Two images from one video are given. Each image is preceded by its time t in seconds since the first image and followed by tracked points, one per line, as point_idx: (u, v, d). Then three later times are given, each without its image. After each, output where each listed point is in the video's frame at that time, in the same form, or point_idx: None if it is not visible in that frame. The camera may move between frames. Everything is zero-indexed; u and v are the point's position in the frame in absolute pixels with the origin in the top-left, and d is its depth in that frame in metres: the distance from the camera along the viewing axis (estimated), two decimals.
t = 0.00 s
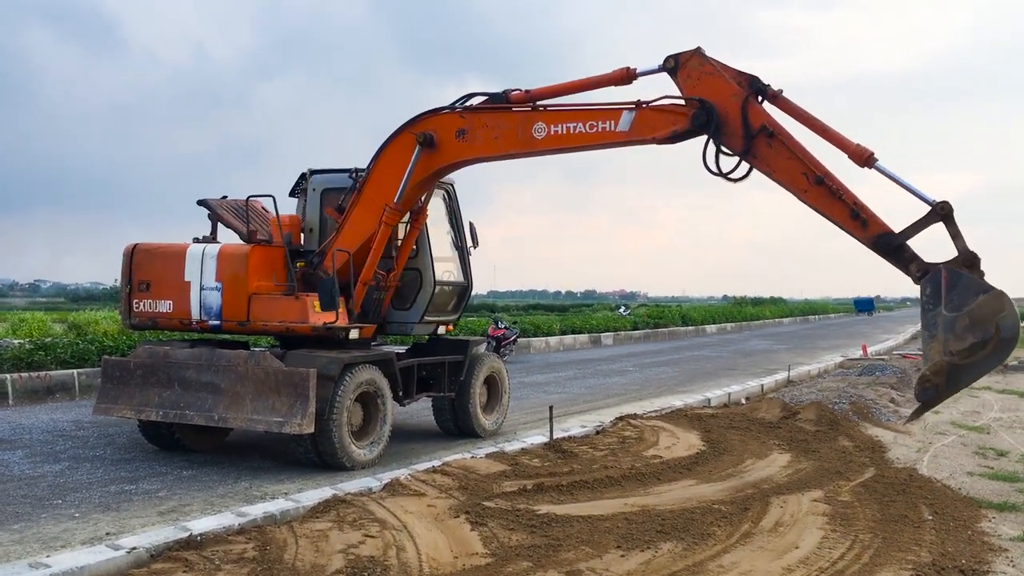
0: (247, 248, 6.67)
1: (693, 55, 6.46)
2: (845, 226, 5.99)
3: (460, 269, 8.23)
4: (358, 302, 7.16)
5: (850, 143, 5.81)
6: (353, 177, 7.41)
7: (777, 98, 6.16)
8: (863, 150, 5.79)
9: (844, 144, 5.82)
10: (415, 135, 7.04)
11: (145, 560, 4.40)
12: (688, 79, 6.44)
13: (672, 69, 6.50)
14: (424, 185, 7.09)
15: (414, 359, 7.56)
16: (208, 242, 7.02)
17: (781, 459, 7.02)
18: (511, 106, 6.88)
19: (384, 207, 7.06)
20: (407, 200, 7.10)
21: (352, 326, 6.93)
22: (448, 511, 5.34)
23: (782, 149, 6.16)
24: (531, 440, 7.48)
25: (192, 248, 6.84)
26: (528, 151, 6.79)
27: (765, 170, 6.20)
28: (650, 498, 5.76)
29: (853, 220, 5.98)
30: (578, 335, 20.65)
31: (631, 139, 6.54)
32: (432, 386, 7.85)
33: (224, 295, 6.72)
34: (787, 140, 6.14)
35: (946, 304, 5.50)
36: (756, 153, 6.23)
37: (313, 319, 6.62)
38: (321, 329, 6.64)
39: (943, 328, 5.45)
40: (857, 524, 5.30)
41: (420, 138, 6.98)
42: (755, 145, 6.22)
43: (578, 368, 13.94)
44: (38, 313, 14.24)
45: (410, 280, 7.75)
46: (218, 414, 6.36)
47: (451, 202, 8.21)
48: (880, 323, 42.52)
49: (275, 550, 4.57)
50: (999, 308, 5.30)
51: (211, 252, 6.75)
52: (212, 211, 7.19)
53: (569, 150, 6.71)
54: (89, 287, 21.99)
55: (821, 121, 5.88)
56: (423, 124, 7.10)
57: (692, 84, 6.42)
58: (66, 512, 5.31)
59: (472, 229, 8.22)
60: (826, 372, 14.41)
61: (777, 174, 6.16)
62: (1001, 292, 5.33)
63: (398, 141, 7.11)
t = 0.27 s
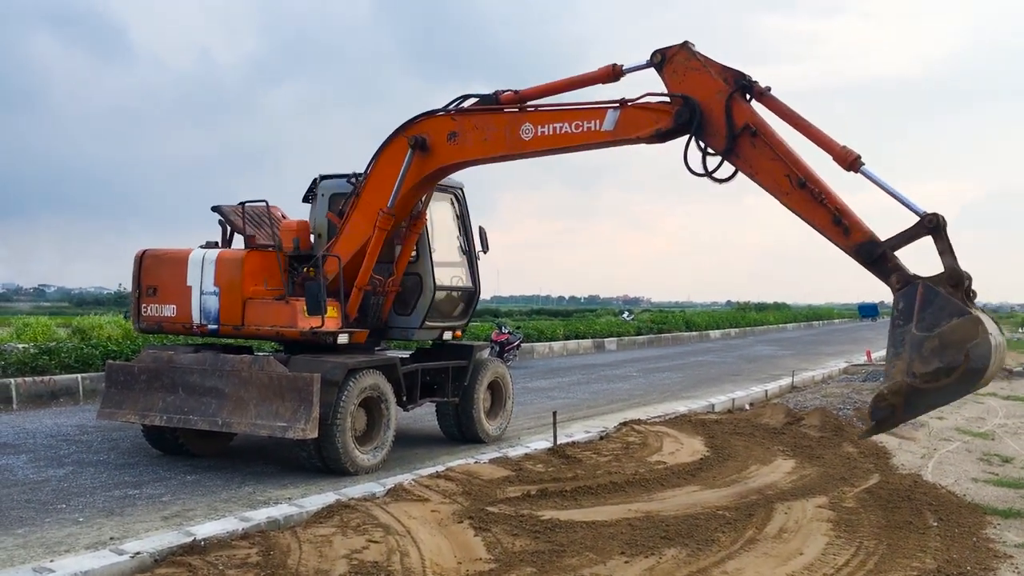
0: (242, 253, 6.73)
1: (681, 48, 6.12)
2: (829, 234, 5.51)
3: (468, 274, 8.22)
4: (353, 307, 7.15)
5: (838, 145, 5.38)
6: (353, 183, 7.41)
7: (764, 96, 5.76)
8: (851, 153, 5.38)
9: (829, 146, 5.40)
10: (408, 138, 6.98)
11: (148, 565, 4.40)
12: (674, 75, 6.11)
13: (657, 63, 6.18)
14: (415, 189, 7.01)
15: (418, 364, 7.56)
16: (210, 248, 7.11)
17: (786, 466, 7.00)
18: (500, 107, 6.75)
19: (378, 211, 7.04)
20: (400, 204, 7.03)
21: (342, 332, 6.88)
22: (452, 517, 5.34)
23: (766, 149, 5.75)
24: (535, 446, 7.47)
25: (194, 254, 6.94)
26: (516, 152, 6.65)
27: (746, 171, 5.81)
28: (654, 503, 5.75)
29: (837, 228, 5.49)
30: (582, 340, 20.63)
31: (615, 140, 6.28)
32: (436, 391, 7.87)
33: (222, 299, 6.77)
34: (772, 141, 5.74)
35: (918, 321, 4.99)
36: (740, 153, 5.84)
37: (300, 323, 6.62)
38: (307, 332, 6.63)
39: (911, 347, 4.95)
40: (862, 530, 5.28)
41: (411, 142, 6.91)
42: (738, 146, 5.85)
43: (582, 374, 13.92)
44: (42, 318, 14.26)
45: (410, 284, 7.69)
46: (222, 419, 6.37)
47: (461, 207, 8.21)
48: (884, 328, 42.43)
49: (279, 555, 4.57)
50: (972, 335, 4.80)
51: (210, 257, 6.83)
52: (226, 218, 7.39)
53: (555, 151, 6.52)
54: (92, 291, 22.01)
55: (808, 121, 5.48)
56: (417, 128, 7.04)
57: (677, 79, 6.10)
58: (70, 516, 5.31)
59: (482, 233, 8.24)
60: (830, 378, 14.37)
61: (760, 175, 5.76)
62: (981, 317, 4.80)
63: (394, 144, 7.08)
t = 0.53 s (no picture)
0: (239, 256, 6.74)
1: (666, 39, 6.01)
2: (799, 238, 5.39)
3: (473, 276, 8.22)
4: (349, 310, 7.13)
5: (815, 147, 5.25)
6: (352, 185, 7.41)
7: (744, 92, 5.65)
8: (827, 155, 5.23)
9: (806, 149, 5.27)
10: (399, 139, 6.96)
11: (152, 567, 4.40)
12: (656, 67, 6.02)
13: (642, 54, 6.09)
14: (407, 190, 6.97)
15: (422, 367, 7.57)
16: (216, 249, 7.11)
17: (790, 469, 6.99)
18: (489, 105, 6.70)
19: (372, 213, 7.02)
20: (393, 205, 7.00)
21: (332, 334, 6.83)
22: (456, 520, 5.33)
23: (741, 147, 5.64)
24: (539, 449, 7.47)
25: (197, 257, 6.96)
26: (500, 151, 6.60)
27: (721, 170, 5.71)
28: (658, 507, 5.74)
29: (807, 233, 5.36)
30: (585, 343, 20.62)
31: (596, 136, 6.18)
32: (439, 394, 7.85)
33: (222, 302, 6.79)
34: (749, 139, 5.62)
35: (873, 340, 4.87)
36: (716, 151, 5.73)
37: (291, 325, 6.61)
38: (296, 334, 6.60)
39: (862, 366, 4.86)
40: (867, 534, 5.27)
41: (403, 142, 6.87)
42: (714, 143, 5.74)
43: (585, 377, 13.91)
44: (46, 321, 14.29)
45: (410, 287, 7.65)
46: (225, 422, 6.37)
47: (467, 209, 8.22)
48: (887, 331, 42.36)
49: (283, 558, 4.57)
50: (924, 362, 4.68)
51: (210, 260, 6.84)
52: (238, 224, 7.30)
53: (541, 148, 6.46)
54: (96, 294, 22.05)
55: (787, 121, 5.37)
56: (410, 129, 7.01)
57: (659, 73, 6.00)
58: (74, 519, 5.32)
59: (488, 235, 8.23)
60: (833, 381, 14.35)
61: (734, 174, 5.65)
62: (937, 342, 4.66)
63: (387, 145, 7.06)
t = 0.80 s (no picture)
0: (239, 256, 6.76)
1: (651, 30, 5.92)
2: (763, 248, 5.40)
3: (478, 276, 8.21)
4: (347, 310, 7.17)
5: (788, 154, 5.21)
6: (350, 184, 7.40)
7: (723, 92, 5.58)
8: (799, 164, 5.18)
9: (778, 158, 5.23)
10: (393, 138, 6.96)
11: (157, 567, 4.41)
12: (641, 59, 5.94)
13: (628, 44, 6.01)
14: (401, 190, 6.96)
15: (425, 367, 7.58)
16: (223, 250, 7.14)
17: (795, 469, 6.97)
18: (479, 103, 6.69)
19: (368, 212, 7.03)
20: (388, 204, 7.00)
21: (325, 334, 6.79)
22: (460, 519, 5.33)
23: (714, 150, 5.62)
24: (543, 449, 7.47)
25: (203, 256, 6.98)
26: (489, 149, 6.58)
27: (693, 171, 5.70)
28: (661, 506, 5.74)
29: (771, 243, 5.36)
30: (589, 343, 20.61)
31: (579, 132, 6.17)
32: (443, 394, 7.83)
33: (223, 301, 6.82)
34: (723, 141, 5.58)
35: (821, 363, 4.88)
36: (690, 151, 5.72)
37: (285, 325, 6.64)
38: (288, 334, 6.62)
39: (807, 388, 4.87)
40: (871, 534, 5.26)
41: (396, 141, 6.87)
42: (690, 143, 5.71)
43: (589, 377, 13.90)
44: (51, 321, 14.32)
45: (410, 287, 7.63)
46: (230, 421, 6.39)
47: (473, 208, 8.22)
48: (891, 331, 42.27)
49: (287, 558, 4.58)
50: (866, 393, 4.67)
51: (213, 259, 6.87)
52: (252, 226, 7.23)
53: (527, 146, 6.45)
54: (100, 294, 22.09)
55: (764, 126, 5.32)
56: (404, 128, 7.01)
57: (642, 66, 5.93)
58: (78, 518, 5.33)
59: (493, 234, 8.23)
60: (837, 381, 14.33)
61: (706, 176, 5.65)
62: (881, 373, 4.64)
63: (383, 144, 7.07)
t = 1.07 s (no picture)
0: (238, 255, 6.79)
1: (635, 20, 5.84)
2: (725, 256, 5.41)
3: (482, 275, 8.19)
4: (346, 308, 7.17)
5: (757, 162, 5.18)
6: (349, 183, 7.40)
7: (699, 91, 5.53)
8: (768, 173, 5.15)
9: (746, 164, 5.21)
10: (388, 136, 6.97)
11: (162, 565, 4.41)
12: (624, 49, 5.87)
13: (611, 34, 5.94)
14: (396, 187, 6.95)
15: (430, 364, 7.60)
16: (229, 249, 7.17)
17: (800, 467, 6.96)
18: (469, 98, 6.66)
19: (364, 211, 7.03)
20: (384, 201, 6.99)
21: (319, 332, 6.74)
22: (464, 518, 5.34)
23: (685, 151, 5.60)
24: (547, 447, 7.47)
25: (208, 256, 7.03)
26: (478, 145, 6.57)
27: (664, 170, 5.69)
28: (666, 505, 5.73)
29: (732, 252, 5.37)
30: (593, 341, 20.60)
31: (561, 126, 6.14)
32: (447, 392, 7.88)
33: (225, 301, 6.85)
34: (696, 142, 5.56)
35: (763, 381, 4.84)
36: (662, 151, 5.70)
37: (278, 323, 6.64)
38: (282, 332, 6.62)
39: (749, 406, 4.83)
40: (876, 532, 5.25)
41: (390, 138, 6.88)
42: (663, 142, 5.69)
43: (593, 375, 13.90)
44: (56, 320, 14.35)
45: (411, 285, 7.61)
46: (234, 420, 6.39)
47: (477, 206, 8.22)
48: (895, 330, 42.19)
49: (292, 556, 4.58)
50: (804, 417, 4.63)
51: (216, 259, 6.91)
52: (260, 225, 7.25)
53: (514, 141, 6.44)
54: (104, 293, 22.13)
55: (737, 130, 5.29)
56: (400, 124, 7.01)
57: (624, 58, 5.87)
58: (84, 517, 5.34)
59: (498, 232, 8.24)
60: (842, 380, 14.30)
61: (675, 178, 5.65)
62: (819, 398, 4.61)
63: (379, 142, 7.08)
